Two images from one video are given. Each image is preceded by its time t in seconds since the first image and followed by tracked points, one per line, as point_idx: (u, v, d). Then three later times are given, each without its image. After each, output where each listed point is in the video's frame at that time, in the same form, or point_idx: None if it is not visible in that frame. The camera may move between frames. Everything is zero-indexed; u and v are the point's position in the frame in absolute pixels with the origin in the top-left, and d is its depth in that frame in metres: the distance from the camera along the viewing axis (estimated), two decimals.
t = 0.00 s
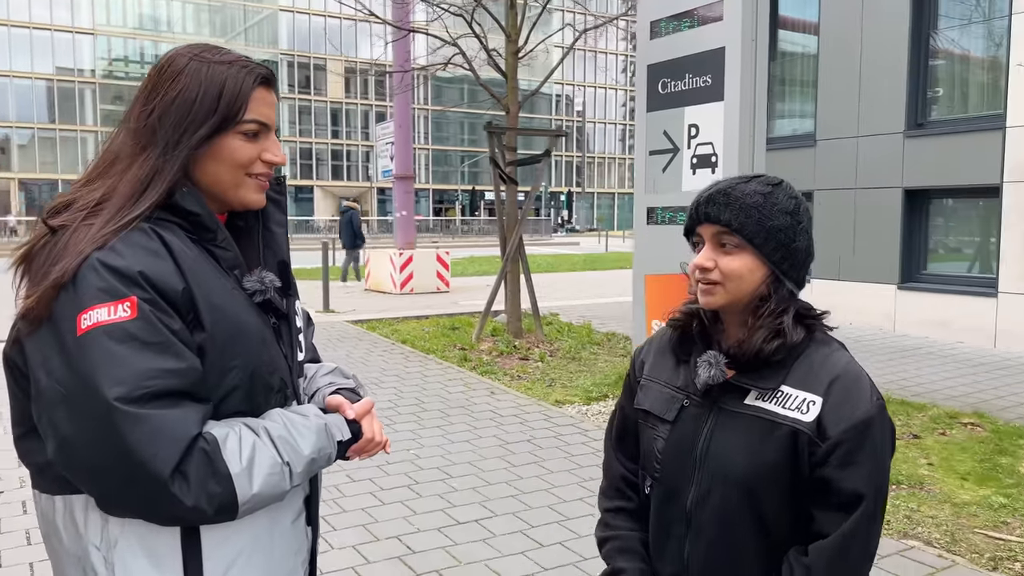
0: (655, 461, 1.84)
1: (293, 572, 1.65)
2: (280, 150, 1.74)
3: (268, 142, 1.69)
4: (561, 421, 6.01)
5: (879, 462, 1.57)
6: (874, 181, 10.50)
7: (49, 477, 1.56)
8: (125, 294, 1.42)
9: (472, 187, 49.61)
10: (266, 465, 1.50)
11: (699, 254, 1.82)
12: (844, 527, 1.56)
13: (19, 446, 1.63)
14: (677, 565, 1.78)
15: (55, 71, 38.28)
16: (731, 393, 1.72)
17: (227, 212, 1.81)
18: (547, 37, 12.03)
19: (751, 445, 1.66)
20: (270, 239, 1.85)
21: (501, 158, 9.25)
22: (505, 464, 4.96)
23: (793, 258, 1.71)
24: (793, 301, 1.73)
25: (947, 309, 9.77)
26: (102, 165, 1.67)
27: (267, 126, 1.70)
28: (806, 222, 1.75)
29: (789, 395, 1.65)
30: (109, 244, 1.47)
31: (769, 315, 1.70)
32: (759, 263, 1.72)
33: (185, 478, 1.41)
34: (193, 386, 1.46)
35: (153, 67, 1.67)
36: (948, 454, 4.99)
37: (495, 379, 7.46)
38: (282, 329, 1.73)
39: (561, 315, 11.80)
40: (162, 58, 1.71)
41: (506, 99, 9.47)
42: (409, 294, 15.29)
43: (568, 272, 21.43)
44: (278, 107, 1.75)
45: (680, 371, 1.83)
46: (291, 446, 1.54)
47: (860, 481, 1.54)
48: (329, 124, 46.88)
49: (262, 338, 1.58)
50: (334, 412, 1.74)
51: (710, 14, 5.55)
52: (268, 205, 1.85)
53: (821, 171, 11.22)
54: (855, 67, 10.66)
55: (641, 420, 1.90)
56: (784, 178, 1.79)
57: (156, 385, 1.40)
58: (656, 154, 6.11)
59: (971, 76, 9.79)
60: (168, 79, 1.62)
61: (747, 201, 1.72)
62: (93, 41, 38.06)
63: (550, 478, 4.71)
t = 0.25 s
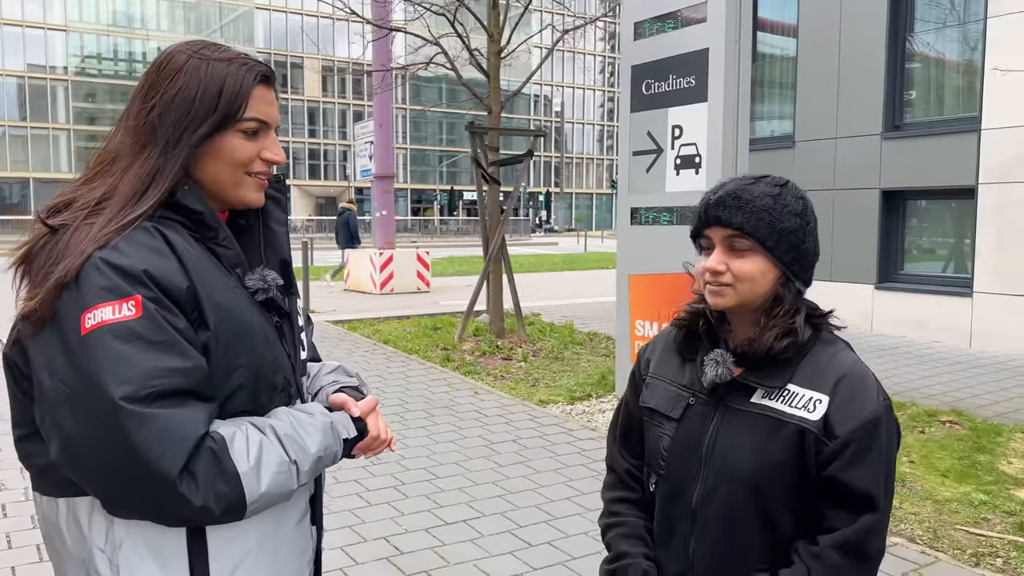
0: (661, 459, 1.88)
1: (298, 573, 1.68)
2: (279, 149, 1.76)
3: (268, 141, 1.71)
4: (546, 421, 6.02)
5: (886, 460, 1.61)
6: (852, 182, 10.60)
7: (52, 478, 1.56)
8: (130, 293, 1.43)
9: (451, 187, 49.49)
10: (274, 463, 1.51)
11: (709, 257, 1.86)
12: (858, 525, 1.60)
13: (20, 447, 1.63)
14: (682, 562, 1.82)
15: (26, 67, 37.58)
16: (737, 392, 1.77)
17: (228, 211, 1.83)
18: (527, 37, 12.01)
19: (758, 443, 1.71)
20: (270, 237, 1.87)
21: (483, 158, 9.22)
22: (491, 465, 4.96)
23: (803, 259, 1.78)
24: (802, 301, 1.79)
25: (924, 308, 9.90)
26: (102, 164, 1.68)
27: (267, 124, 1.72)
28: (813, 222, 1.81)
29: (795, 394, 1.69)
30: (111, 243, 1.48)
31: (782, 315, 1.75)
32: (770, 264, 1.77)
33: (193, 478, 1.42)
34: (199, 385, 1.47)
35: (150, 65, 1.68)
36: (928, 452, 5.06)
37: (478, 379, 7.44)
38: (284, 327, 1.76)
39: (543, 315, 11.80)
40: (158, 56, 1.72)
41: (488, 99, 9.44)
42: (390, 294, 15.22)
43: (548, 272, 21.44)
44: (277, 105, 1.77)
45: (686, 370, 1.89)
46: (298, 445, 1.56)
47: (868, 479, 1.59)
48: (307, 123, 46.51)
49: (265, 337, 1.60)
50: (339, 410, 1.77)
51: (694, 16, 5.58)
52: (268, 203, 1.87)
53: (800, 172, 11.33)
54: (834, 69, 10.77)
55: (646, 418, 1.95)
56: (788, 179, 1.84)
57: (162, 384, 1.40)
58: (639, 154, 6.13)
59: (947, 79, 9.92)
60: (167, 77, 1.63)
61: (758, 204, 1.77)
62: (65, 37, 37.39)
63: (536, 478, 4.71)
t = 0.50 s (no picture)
0: (661, 457, 1.89)
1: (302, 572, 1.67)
2: (280, 145, 1.76)
3: (271, 138, 1.72)
4: (536, 421, 6.02)
5: (888, 453, 1.62)
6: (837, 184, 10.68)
7: (56, 476, 1.55)
8: (134, 288, 1.42)
9: (436, 188, 49.42)
10: (280, 460, 1.50)
11: (721, 255, 1.87)
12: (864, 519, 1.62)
13: (20, 446, 1.62)
14: (686, 560, 1.83)
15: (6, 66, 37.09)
16: (738, 388, 1.78)
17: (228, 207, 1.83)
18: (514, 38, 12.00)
19: (759, 440, 1.72)
20: (273, 234, 1.88)
21: (471, 158, 9.21)
22: (481, 465, 4.95)
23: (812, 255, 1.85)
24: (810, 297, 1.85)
25: (908, 309, 10.00)
26: (102, 161, 1.67)
27: (269, 120, 1.71)
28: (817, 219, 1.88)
29: (795, 389, 1.71)
30: (116, 239, 1.48)
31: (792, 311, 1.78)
32: (785, 263, 1.81)
33: (199, 474, 1.41)
34: (203, 381, 1.46)
35: (151, 60, 1.66)
36: (915, 451, 5.11)
37: (467, 380, 7.43)
38: (287, 324, 1.76)
39: (530, 316, 11.81)
40: (158, 51, 1.71)
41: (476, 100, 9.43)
42: (376, 295, 15.18)
43: (534, 273, 21.46)
44: (279, 101, 1.76)
45: (685, 370, 1.90)
46: (303, 441, 1.55)
47: (871, 472, 1.60)
48: (292, 124, 46.28)
49: (270, 334, 1.59)
50: (342, 407, 1.77)
51: (682, 18, 5.60)
52: (269, 199, 1.88)
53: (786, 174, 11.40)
54: (819, 72, 10.84)
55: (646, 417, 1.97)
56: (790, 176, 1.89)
57: (167, 379, 1.40)
58: (628, 155, 6.15)
59: (931, 82, 10.02)
60: (168, 74, 1.62)
61: (775, 203, 1.80)
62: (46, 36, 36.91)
63: (527, 478, 4.71)
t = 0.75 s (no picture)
0: (656, 457, 1.89)
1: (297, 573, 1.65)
2: (276, 146, 1.75)
3: (266, 137, 1.71)
4: (528, 423, 6.02)
5: (880, 450, 1.62)
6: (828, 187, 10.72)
7: (51, 476, 1.54)
8: (130, 286, 1.41)
9: (427, 190, 49.37)
10: (275, 460, 1.49)
11: (710, 256, 1.88)
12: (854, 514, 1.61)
13: (14, 446, 1.60)
14: (682, 560, 1.83)
15: None
16: (733, 388, 1.78)
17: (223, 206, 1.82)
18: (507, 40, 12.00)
19: (753, 439, 1.72)
20: (269, 233, 1.87)
21: (463, 160, 9.20)
22: (474, 467, 4.95)
23: (803, 255, 1.83)
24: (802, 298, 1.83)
25: (898, 311, 10.06)
26: (97, 159, 1.66)
27: (264, 120, 1.71)
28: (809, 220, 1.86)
29: (789, 388, 1.71)
30: (112, 238, 1.47)
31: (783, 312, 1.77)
32: (774, 263, 1.80)
33: (195, 474, 1.40)
34: (200, 380, 1.45)
35: (147, 59, 1.66)
36: (906, 452, 5.14)
37: (459, 382, 7.42)
38: (283, 323, 1.75)
39: (522, 318, 11.81)
40: (155, 50, 1.70)
41: (468, 101, 9.42)
42: (367, 297, 15.14)
43: (526, 275, 21.46)
44: (275, 101, 1.76)
45: (680, 371, 1.91)
46: (299, 441, 1.54)
47: (863, 469, 1.60)
48: (282, 125, 46.10)
49: (266, 334, 1.58)
50: (338, 406, 1.76)
51: (674, 20, 5.61)
52: (265, 199, 1.87)
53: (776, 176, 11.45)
54: (810, 75, 10.89)
55: (642, 418, 1.97)
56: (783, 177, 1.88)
57: (163, 378, 1.39)
58: (621, 157, 6.17)
59: (920, 86, 10.08)
60: (165, 72, 1.61)
61: (762, 203, 1.80)
62: (35, 36, 36.55)
63: (520, 479, 4.71)
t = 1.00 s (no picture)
0: (652, 457, 1.89)
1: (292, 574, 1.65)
2: (272, 146, 1.73)
3: (261, 137, 1.69)
4: (523, 424, 6.02)
5: (875, 457, 1.62)
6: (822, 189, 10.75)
7: (44, 476, 1.53)
8: (124, 287, 1.41)
9: (422, 191, 49.35)
10: (270, 461, 1.49)
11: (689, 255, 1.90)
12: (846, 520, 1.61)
13: (6, 447, 1.59)
14: (675, 560, 1.83)
15: None
16: (727, 390, 1.79)
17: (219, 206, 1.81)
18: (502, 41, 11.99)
19: (748, 441, 1.72)
20: (264, 234, 1.87)
21: (458, 161, 9.20)
22: (469, 469, 4.94)
23: (781, 255, 1.78)
24: (786, 298, 1.80)
25: (892, 313, 10.09)
26: (90, 158, 1.66)
27: (259, 120, 1.69)
28: (796, 219, 1.81)
29: (784, 391, 1.71)
30: (106, 237, 1.46)
31: (762, 314, 1.76)
32: (746, 262, 1.80)
33: (189, 475, 1.39)
34: (194, 380, 1.44)
35: (141, 58, 1.65)
36: (901, 454, 5.16)
37: (454, 383, 7.41)
38: (278, 324, 1.74)
39: (517, 320, 11.80)
40: (149, 49, 1.69)
41: (463, 103, 9.41)
42: (361, 298, 15.12)
43: (520, 276, 21.46)
44: (271, 101, 1.75)
45: (676, 371, 1.91)
46: (294, 442, 1.54)
47: (857, 475, 1.60)
48: (276, 126, 45.99)
49: (260, 334, 1.58)
50: (332, 407, 1.75)
51: (668, 22, 5.62)
52: (260, 199, 1.86)
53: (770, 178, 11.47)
54: (804, 77, 10.92)
55: (638, 417, 1.97)
56: (774, 178, 1.86)
57: (157, 379, 1.38)
58: (616, 159, 6.17)
59: (913, 89, 10.13)
60: (159, 72, 1.60)
61: (733, 202, 1.80)
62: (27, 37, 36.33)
63: (515, 481, 4.70)
